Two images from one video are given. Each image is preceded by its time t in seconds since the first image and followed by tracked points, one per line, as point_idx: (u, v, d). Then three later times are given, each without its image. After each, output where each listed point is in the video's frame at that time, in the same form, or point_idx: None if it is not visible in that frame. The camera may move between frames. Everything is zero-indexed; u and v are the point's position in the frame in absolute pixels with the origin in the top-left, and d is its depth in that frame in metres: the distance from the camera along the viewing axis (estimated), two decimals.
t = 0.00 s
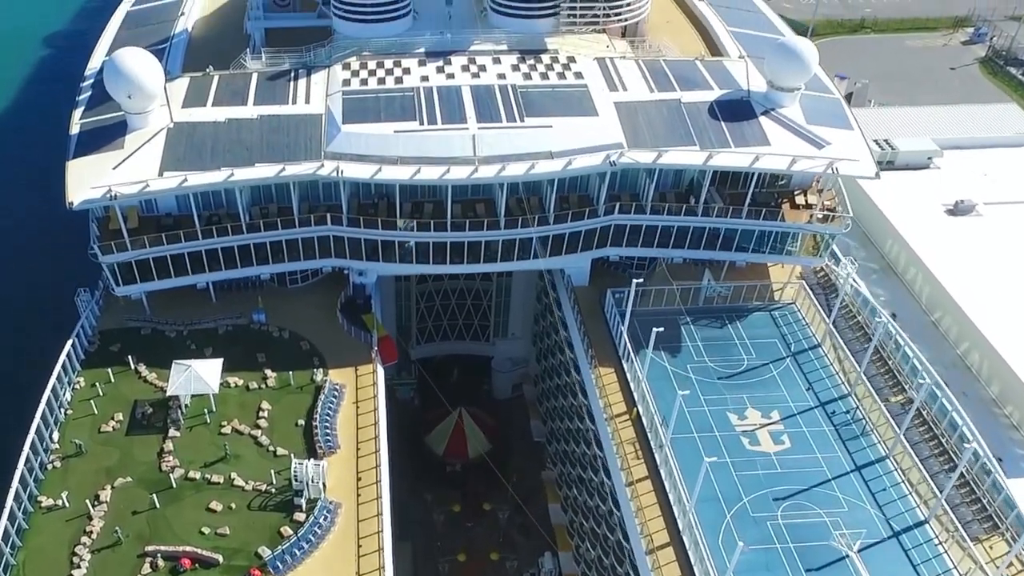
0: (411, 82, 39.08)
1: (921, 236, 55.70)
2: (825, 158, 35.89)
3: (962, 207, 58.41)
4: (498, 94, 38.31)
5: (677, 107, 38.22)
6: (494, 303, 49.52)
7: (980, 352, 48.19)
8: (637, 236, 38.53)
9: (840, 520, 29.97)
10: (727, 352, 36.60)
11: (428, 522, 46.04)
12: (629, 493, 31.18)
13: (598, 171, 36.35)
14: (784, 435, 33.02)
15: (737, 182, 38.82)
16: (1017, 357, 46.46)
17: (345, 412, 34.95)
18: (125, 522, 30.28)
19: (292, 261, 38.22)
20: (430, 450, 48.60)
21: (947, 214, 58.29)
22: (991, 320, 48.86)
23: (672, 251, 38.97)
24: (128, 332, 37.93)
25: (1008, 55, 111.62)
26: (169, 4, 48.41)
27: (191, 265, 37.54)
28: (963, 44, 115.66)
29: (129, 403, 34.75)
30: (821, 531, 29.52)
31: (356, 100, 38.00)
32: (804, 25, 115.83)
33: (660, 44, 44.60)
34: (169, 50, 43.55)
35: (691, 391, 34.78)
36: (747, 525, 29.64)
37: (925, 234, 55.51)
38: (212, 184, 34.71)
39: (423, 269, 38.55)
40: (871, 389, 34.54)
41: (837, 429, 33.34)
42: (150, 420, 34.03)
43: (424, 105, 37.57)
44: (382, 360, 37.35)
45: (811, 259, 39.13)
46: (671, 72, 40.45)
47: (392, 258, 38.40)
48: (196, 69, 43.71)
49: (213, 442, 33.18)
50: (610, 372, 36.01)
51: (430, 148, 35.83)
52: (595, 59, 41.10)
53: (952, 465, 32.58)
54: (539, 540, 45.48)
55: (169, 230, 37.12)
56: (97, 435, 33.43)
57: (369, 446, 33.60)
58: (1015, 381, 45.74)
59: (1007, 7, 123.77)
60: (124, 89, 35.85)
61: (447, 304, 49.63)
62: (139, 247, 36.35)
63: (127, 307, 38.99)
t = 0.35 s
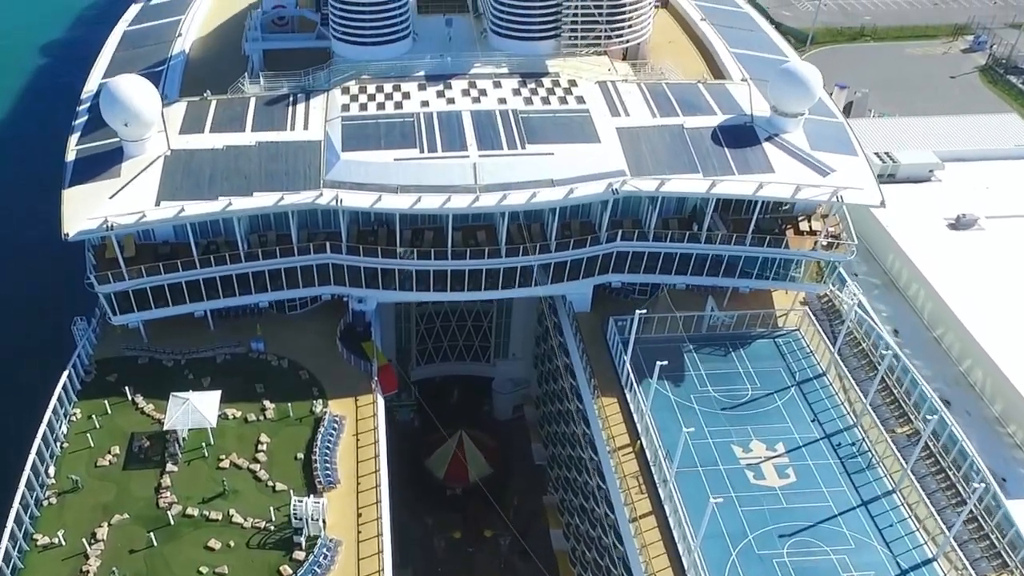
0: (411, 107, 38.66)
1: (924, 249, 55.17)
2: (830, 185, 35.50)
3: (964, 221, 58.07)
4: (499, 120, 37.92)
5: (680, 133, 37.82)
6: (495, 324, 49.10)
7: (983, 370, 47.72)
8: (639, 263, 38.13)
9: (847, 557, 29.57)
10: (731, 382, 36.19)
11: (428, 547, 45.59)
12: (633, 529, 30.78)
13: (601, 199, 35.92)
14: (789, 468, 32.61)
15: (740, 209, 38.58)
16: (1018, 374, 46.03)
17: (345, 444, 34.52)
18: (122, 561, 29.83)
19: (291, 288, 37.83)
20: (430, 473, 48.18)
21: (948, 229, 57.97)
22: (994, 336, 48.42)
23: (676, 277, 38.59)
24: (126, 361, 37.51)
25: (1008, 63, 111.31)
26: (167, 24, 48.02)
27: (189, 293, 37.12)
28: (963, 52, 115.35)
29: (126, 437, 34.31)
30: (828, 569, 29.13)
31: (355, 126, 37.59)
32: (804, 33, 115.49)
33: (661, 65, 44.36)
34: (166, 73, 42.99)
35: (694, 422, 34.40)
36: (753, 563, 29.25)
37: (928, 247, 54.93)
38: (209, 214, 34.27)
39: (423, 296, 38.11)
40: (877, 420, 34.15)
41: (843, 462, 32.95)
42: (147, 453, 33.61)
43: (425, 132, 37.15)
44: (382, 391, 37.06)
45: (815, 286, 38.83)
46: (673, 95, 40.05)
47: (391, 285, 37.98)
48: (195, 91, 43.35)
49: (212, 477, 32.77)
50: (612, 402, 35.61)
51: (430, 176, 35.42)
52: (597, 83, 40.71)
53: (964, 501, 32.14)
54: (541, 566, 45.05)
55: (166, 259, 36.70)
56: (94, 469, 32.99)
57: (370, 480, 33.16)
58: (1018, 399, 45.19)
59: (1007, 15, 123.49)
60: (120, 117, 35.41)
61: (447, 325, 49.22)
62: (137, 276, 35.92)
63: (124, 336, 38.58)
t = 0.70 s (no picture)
0: (410, 133, 38.26)
1: (921, 264, 54.88)
2: (834, 214, 35.14)
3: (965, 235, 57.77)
4: (499, 147, 37.52)
5: (682, 159, 37.43)
6: (494, 346, 48.67)
7: (985, 388, 47.26)
8: (640, 290, 37.76)
9: None
10: (734, 412, 35.80)
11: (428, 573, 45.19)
12: (636, 566, 30.40)
13: (602, 228, 35.51)
14: (793, 502, 32.23)
15: (743, 236, 38.13)
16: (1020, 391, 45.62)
17: (344, 477, 34.09)
18: None
19: (289, 317, 37.43)
20: (430, 496, 47.78)
21: (949, 242, 57.64)
22: (995, 353, 48.04)
23: (678, 303, 38.23)
24: (122, 391, 37.04)
25: (1008, 72, 111.01)
26: (163, 45, 47.59)
27: (186, 322, 36.68)
28: (962, 60, 115.04)
29: (122, 470, 33.85)
30: None
31: (354, 153, 37.20)
32: (803, 41, 115.18)
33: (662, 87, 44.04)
34: (163, 96, 42.59)
35: (697, 453, 34.01)
36: None
37: (928, 262, 54.61)
38: (206, 244, 33.82)
39: (422, 324, 37.69)
40: (882, 452, 33.79)
41: (848, 495, 32.59)
42: (143, 488, 33.18)
43: (424, 160, 36.75)
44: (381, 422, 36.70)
45: (818, 313, 38.37)
46: (675, 119, 39.67)
47: (391, 313, 37.56)
48: (191, 115, 42.86)
49: (209, 513, 32.35)
50: (615, 433, 35.24)
51: (430, 206, 34.99)
52: (598, 106, 40.30)
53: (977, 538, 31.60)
54: None
55: (162, 288, 36.27)
56: (89, 505, 32.53)
57: (370, 515, 32.70)
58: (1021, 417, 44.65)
59: (1006, 22, 123.27)
60: (115, 145, 34.96)
61: (447, 347, 48.79)
62: (133, 306, 35.48)
63: (120, 365, 38.13)
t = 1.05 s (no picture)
0: (409, 159, 37.87)
1: (924, 280, 54.10)
2: (837, 244, 34.76)
3: (967, 249, 57.32)
4: (499, 174, 37.09)
5: (685, 187, 37.01)
6: (494, 368, 48.19)
7: (988, 406, 46.76)
8: (642, 318, 37.40)
9: None
10: (737, 443, 35.40)
11: None
12: None
13: (604, 257, 35.08)
14: (798, 537, 31.79)
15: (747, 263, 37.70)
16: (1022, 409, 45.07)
17: (344, 511, 33.60)
18: None
19: (287, 346, 37.00)
20: (429, 521, 47.36)
21: (952, 256, 57.23)
22: (999, 372, 47.47)
23: (680, 331, 37.86)
24: (118, 422, 36.58)
25: (1008, 80, 110.71)
26: (159, 66, 47.19)
27: (182, 352, 36.23)
28: (962, 68, 114.71)
29: (118, 505, 33.39)
30: None
31: (352, 180, 36.82)
32: (802, 50, 114.87)
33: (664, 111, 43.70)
34: (160, 120, 42.19)
35: (701, 487, 33.60)
36: None
37: (934, 279, 53.80)
38: (203, 275, 33.39)
39: (422, 352, 37.23)
40: (888, 485, 33.40)
41: (854, 530, 32.17)
42: (139, 523, 32.71)
43: (424, 188, 36.33)
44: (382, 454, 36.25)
45: (823, 341, 38.01)
46: (677, 145, 39.25)
47: (390, 342, 37.12)
48: (189, 139, 42.34)
49: (206, 550, 31.89)
50: (617, 465, 34.84)
51: (430, 235, 34.57)
52: (599, 131, 39.90)
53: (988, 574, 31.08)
54: None
55: (159, 318, 35.85)
56: (85, 541, 32.05)
57: (369, 551, 32.18)
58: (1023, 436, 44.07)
59: (1005, 30, 123.06)
60: (111, 175, 34.53)
61: (446, 369, 48.33)
62: (129, 337, 35.02)
63: (116, 395, 37.67)
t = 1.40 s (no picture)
0: (408, 186, 37.43)
1: (924, 296, 53.94)
2: (842, 274, 34.37)
3: (969, 263, 56.85)
4: (499, 201, 36.67)
5: (687, 214, 36.58)
6: (494, 391, 47.53)
7: (991, 425, 46.25)
8: (644, 346, 36.98)
9: None
10: (741, 474, 34.98)
11: None
12: None
13: (606, 287, 34.66)
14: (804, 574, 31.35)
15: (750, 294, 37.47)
16: None
17: (343, 545, 33.13)
18: None
19: (285, 375, 36.57)
20: (430, 546, 46.93)
21: (953, 272, 56.79)
22: (1002, 390, 46.93)
23: (682, 359, 37.45)
24: (114, 454, 36.11)
25: (1008, 89, 110.31)
26: (156, 86, 46.73)
27: (179, 383, 35.78)
28: (962, 76, 114.29)
29: (114, 540, 32.91)
30: None
31: (351, 208, 36.40)
32: (802, 58, 114.48)
33: (665, 134, 43.27)
34: (156, 145, 41.75)
35: (704, 521, 33.17)
36: None
37: (933, 296, 53.51)
38: (200, 307, 32.94)
39: (421, 382, 36.76)
40: (894, 518, 32.98)
41: (859, 566, 31.75)
42: (135, 559, 32.24)
43: (424, 216, 35.89)
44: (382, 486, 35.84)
45: (827, 369, 37.54)
46: (679, 170, 38.83)
47: (389, 371, 36.64)
48: (186, 164, 41.86)
49: None
50: (619, 498, 34.34)
51: (430, 266, 34.16)
52: (600, 156, 39.47)
53: None
54: None
55: (155, 349, 35.39)
56: None
57: None
58: None
59: (1005, 38, 122.69)
60: (106, 206, 34.10)
61: (446, 392, 47.70)
62: (124, 369, 34.55)
63: (111, 425, 37.22)
